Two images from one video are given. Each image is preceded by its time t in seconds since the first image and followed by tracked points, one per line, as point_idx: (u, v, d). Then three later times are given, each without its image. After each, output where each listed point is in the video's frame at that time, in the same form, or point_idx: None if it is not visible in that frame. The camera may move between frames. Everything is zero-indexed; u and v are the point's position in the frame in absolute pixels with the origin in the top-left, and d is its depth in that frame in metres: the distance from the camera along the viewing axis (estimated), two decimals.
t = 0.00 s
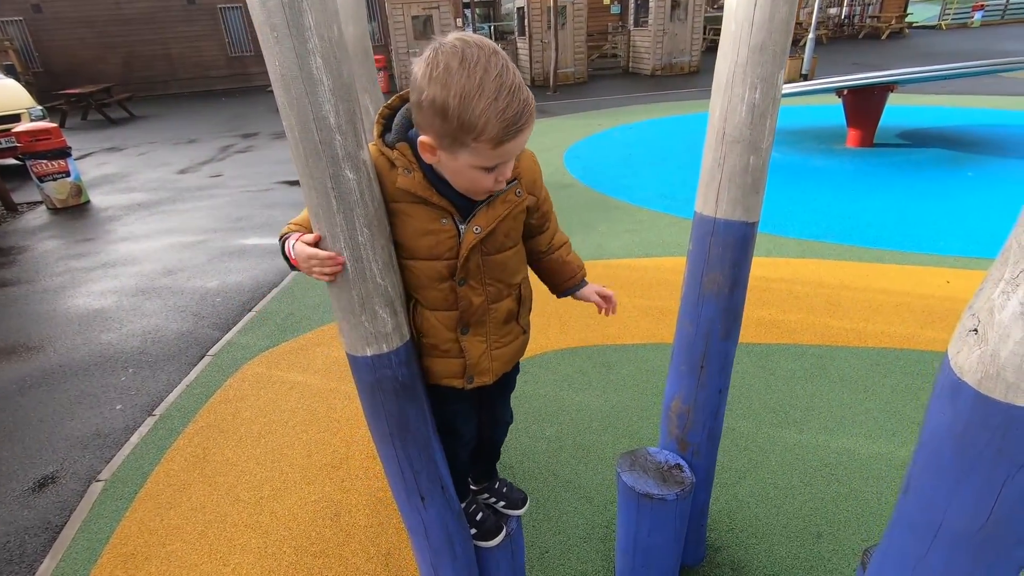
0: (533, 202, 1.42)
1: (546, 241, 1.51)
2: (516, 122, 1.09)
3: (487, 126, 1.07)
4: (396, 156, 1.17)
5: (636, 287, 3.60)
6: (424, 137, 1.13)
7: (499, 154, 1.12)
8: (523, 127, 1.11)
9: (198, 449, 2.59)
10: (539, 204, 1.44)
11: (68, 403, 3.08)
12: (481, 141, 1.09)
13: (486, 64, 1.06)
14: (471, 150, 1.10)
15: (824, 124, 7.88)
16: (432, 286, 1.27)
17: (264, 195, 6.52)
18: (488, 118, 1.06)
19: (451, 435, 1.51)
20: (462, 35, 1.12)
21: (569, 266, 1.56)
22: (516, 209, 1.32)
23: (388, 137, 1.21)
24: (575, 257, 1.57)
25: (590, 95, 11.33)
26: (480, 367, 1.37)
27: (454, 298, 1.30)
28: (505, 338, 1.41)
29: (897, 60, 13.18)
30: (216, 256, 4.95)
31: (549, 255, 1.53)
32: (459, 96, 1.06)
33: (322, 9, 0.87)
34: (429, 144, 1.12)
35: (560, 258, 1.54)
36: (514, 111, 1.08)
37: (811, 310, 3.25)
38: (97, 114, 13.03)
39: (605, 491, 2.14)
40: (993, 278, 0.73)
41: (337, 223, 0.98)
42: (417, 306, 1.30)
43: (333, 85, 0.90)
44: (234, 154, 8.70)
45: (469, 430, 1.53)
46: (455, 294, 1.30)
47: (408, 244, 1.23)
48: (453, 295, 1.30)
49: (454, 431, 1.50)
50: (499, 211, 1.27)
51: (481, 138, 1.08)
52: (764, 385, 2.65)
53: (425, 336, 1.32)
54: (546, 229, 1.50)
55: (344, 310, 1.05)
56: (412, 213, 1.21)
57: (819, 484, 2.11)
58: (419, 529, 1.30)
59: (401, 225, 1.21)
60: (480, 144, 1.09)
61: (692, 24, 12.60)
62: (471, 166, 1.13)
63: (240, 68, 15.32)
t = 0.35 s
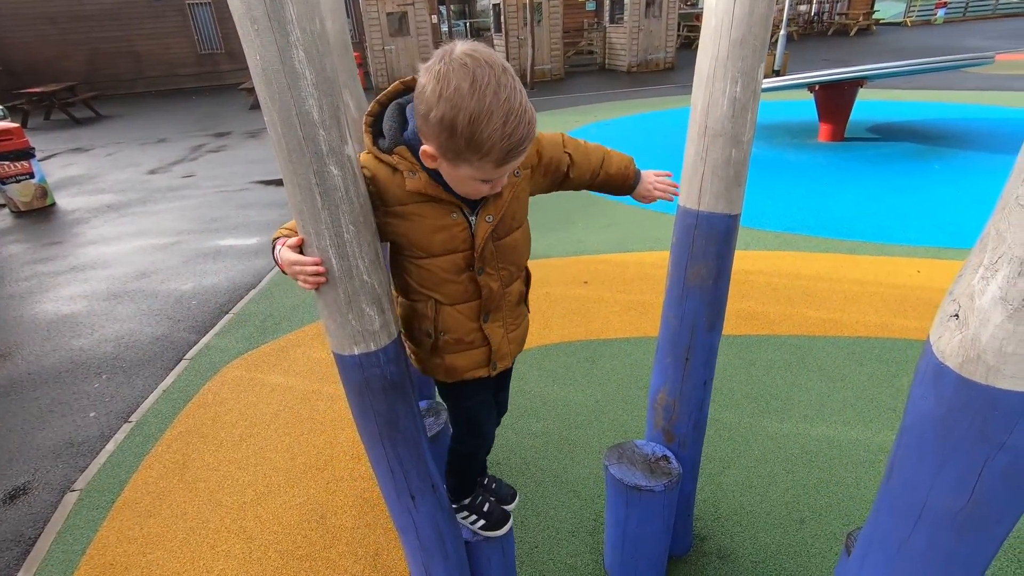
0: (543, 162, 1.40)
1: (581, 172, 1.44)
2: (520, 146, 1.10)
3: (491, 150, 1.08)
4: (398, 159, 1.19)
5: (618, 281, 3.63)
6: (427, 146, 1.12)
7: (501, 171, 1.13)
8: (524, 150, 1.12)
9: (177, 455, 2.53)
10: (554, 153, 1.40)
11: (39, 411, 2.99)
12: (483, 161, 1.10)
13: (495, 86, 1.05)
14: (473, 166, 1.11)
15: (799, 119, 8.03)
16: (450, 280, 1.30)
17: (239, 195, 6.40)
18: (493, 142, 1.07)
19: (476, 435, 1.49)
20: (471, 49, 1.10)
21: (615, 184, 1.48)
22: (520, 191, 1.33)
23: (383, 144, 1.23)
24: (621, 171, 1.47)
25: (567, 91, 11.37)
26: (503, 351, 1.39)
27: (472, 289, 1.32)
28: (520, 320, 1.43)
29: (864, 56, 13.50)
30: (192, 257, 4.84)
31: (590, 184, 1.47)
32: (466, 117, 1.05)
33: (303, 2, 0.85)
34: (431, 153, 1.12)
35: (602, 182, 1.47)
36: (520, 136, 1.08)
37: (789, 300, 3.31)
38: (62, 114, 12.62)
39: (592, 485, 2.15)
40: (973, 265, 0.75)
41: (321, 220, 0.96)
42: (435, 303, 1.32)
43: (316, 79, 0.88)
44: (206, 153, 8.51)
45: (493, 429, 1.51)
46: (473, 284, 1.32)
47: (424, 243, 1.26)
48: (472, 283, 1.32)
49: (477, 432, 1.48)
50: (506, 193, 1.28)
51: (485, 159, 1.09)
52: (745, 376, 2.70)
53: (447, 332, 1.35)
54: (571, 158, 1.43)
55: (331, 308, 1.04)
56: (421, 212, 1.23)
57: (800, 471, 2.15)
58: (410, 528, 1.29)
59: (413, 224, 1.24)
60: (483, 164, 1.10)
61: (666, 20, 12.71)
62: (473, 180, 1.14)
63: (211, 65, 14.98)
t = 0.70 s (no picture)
0: (544, 163, 1.34)
1: (585, 182, 1.37)
2: (479, 175, 1.08)
3: (447, 175, 1.08)
4: (393, 142, 1.16)
5: (598, 272, 3.65)
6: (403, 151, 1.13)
7: (467, 191, 1.13)
8: (489, 177, 1.10)
9: (154, 456, 2.49)
10: (558, 156, 1.35)
11: (9, 415, 2.91)
12: (443, 183, 1.10)
13: (457, 116, 1.03)
14: (438, 184, 1.12)
15: (774, 110, 8.14)
16: (436, 270, 1.30)
17: (214, 190, 6.28)
18: (449, 169, 1.06)
19: (455, 423, 1.48)
20: (450, 66, 1.07)
21: (621, 203, 1.40)
22: (517, 185, 1.30)
23: (381, 126, 1.20)
24: (626, 187, 1.38)
25: (546, 84, 11.36)
26: (484, 348, 1.39)
27: (459, 280, 1.32)
28: (506, 317, 1.42)
29: (836, 48, 13.72)
30: (166, 255, 4.74)
31: (594, 199, 1.41)
32: (427, 142, 1.05)
33: None
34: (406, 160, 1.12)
35: (607, 198, 1.39)
36: (479, 166, 1.07)
37: (765, 289, 3.38)
38: (26, 108, 12.22)
39: (574, 473, 2.18)
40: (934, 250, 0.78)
41: (297, 213, 0.95)
42: (418, 293, 1.32)
43: (288, 70, 0.87)
44: (179, 148, 8.32)
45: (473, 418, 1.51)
46: (458, 275, 1.31)
47: (413, 231, 1.25)
48: (458, 276, 1.31)
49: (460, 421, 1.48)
50: (502, 187, 1.27)
51: (443, 181, 1.10)
52: (723, 364, 2.75)
53: (430, 322, 1.35)
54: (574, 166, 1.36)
55: (308, 301, 1.03)
56: (413, 198, 1.22)
57: (776, 455, 2.20)
58: (392, 520, 1.29)
59: (404, 210, 1.23)
60: (443, 184, 1.11)
61: (643, 12, 12.76)
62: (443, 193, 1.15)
63: (181, 58, 14.61)
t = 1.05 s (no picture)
0: (545, 166, 1.35)
1: (584, 185, 1.38)
2: (480, 188, 1.11)
3: (449, 188, 1.10)
4: (391, 151, 1.18)
5: (583, 268, 3.69)
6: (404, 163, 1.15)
7: (468, 202, 1.15)
8: (489, 188, 1.12)
9: (141, 458, 2.48)
10: (558, 159, 1.35)
11: None
12: (445, 195, 1.13)
13: (458, 131, 1.04)
14: (440, 196, 1.14)
15: (753, 105, 8.25)
16: (437, 275, 1.32)
17: (194, 189, 6.20)
18: (450, 183, 1.09)
19: (461, 422, 1.49)
20: (449, 81, 1.08)
21: (620, 206, 1.41)
22: (517, 191, 1.31)
23: (381, 133, 1.22)
24: (626, 191, 1.39)
25: (528, 80, 11.37)
26: (490, 349, 1.41)
27: (461, 284, 1.34)
28: (513, 317, 1.44)
29: (813, 43, 13.93)
30: (147, 255, 4.68)
31: (594, 201, 1.41)
32: (429, 157, 1.07)
33: None
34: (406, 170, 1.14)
35: (606, 201, 1.40)
36: (480, 179, 1.09)
37: (746, 282, 3.44)
38: None
39: (563, 466, 2.22)
40: (902, 243, 0.82)
41: (288, 214, 0.97)
42: (422, 296, 1.35)
43: (278, 73, 0.88)
44: (157, 147, 8.19)
45: (479, 416, 1.53)
46: (460, 280, 1.34)
47: (413, 238, 1.28)
48: (460, 281, 1.33)
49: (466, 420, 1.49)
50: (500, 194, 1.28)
51: (445, 194, 1.12)
52: (706, 356, 2.80)
53: (434, 325, 1.37)
54: (575, 169, 1.37)
55: (300, 301, 1.04)
56: (412, 206, 1.24)
57: (758, 443, 2.26)
58: (385, 515, 1.31)
59: (404, 217, 1.25)
60: (445, 196, 1.13)
61: (624, 8, 12.83)
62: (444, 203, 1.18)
63: (157, 54, 14.33)
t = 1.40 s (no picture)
0: (550, 159, 1.38)
1: (584, 174, 1.40)
2: (497, 189, 1.13)
3: (467, 191, 1.13)
4: (406, 158, 1.21)
5: (574, 263, 3.71)
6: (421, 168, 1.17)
7: (484, 202, 1.18)
8: (504, 188, 1.15)
9: (130, 457, 2.46)
10: (560, 152, 1.38)
11: None
12: (463, 197, 1.15)
13: (475, 135, 1.07)
14: (457, 198, 1.17)
15: (740, 102, 8.31)
16: (459, 274, 1.36)
17: (180, 187, 6.13)
18: (469, 185, 1.11)
19: (479, 416, 1.56)
20: (462, 87, 1.11)
21: (621, 191, 1.40)
22: (528, 187, 1.35)
23: (392, 140, 1.25)
24: (626, 175, 1.39)
25: (516, 76, 11.36)
26: (514, 339, 1.46)
27: (482, 282, 1.38)
28: (532, 307, 1.48)
29: (799, 41, 14.04)
30: (132, 253, 4.62)
31: (594, 188, 1.41)
32: (447, 161, 1.09)
33: None
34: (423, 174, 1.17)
35: (606, 185, 1.40)
36: (497, 181, 1.12)
37: (735, 276, 3.48)
38: None
39: (556, 459, 2.23)
40: (888, 231, 0.84)
41: (281, 206, 0.97)
42: (444, 295, 1.38)
43: (271, 64, 0.88)
44: (141, 143, 8.08)
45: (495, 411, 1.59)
46: (480, 277, 1.37)
47: (431, 241, 1.31)
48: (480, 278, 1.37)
49: (483, 414, 1.56)
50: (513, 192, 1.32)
51: (464, 197, 1.14)
52: (695, 350, 2.83)
53: (457, 322, 1.41)
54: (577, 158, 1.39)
55: (294, 294, 1.05)
56: (429, 210, 1.27)
57: (747, 434, 2.29)
58: (380, 508, 1.32)
59: (422, 221, 1.28)
60: (463, 199, 1.16)
61: (612, 5, 12.84)
62: (459, 204, 1.20)
63: (139, 49, 14.11)
